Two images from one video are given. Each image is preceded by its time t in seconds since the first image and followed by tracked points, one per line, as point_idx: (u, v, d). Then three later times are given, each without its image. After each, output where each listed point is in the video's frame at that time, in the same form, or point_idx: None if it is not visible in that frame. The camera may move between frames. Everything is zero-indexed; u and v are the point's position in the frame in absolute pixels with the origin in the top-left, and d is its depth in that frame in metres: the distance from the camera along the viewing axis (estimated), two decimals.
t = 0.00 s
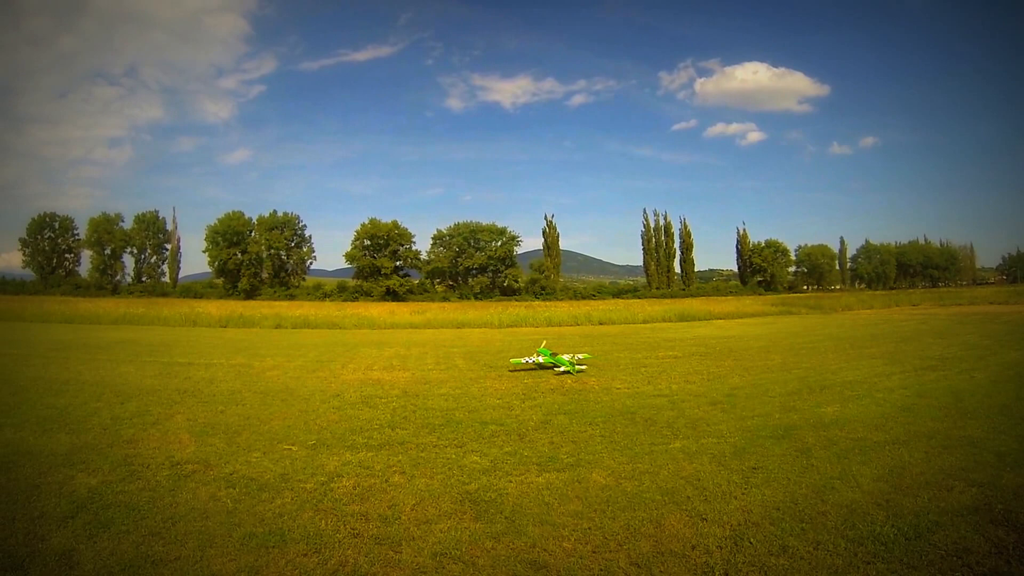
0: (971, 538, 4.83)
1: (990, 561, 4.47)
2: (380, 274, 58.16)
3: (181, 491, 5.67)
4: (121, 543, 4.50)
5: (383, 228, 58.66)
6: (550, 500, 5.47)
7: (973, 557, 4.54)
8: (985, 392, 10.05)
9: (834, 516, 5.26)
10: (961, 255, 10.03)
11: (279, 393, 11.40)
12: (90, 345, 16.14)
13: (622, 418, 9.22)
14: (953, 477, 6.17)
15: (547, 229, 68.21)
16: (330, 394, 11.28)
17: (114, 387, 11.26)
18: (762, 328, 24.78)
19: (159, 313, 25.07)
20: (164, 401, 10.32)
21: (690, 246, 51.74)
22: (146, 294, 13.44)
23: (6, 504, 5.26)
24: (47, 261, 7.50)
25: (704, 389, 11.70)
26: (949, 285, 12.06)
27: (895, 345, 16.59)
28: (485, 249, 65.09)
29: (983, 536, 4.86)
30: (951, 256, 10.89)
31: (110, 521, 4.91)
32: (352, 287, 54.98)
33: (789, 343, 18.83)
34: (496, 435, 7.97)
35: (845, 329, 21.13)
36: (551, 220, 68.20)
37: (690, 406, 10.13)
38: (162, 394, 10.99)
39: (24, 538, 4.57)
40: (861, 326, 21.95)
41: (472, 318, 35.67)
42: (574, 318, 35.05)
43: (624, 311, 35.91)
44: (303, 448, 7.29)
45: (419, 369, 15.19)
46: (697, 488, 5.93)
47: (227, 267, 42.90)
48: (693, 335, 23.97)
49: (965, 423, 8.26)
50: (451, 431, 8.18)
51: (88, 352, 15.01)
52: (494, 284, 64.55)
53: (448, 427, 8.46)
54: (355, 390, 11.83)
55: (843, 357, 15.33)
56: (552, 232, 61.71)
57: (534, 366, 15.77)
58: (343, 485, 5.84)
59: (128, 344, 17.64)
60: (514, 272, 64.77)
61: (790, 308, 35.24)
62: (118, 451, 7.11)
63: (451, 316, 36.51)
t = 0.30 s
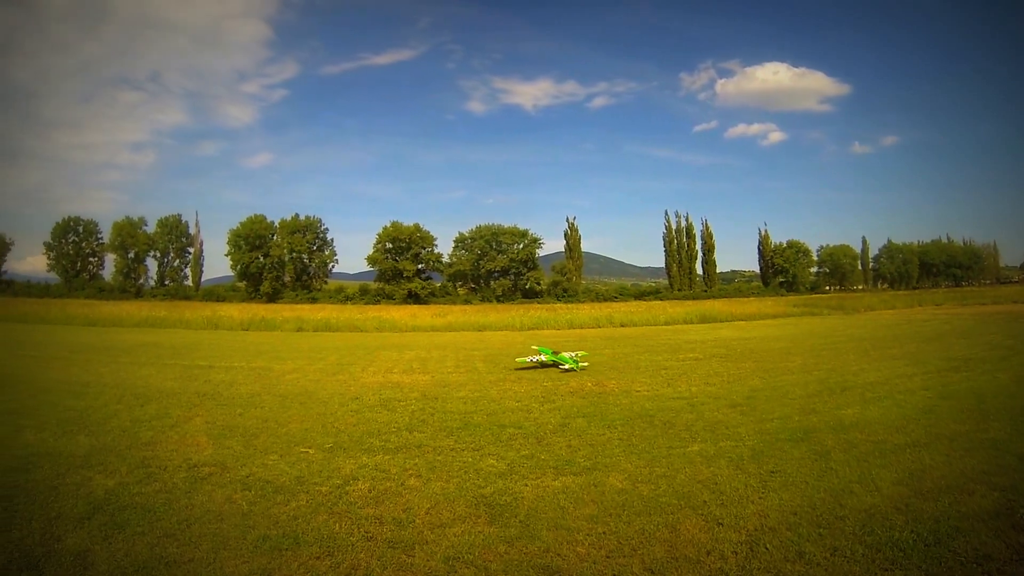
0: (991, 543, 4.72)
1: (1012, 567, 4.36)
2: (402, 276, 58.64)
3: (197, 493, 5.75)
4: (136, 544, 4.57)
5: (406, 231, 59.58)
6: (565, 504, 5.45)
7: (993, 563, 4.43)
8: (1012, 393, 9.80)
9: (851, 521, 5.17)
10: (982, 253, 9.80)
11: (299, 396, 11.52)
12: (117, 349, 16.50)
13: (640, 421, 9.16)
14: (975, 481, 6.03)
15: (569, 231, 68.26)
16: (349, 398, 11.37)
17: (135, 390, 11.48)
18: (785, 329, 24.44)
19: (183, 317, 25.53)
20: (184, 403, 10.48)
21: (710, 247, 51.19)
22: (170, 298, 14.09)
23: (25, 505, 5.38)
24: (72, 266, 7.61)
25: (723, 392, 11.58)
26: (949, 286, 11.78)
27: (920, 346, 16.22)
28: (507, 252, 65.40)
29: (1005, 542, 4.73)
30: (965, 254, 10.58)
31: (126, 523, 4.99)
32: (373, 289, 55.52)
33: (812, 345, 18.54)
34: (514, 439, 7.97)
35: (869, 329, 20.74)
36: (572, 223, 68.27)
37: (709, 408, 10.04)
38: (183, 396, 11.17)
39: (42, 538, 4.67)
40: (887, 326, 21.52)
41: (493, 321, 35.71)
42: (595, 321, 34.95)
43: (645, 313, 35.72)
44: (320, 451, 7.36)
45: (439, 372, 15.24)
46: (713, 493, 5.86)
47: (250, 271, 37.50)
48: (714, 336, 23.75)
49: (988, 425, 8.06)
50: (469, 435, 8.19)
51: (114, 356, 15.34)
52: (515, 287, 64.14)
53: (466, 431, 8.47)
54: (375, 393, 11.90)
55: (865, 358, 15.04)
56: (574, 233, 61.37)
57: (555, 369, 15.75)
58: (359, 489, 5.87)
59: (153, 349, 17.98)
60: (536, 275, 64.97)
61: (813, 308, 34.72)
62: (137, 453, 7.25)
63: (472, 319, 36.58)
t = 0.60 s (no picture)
0: None
1: None
2: (422, 280, 60.10)
3: (217, 495, 5.79)
4: (156, 545, 4.61)
5: (426, 233, 61.29)
6: (586, 508, 5.39)
7: None
8: None
9: (876, 528, 5.03)
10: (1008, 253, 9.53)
11: (320, 398, 11.57)
12: (142, 352, 16.81)
13: (662, 425, 9.04)
14: (1004, 489, 5.83)
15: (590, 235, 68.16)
16: (370, 400, 11.41)
17: (158, 391, 11.66)
18: (809, 331, 24.02)
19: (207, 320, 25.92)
20: (205, 405, 10.60)
21: (732, 250, 50.56)
22: (172, 301, 13.22)
23: (48, 503, 5.47)
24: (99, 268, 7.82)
25: (745, 395, 11.41)
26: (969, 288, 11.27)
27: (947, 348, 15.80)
28: (528, 255, 65.17)
29: None
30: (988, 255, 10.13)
31: (146, 523, 5.04)
32: (394, 293, 55.88)
33: (837, 347, 18.17)
34: (536, 443, 7.91)
35: (895, 331, 20.26)
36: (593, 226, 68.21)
37: (730, 412, 9.91)
38: (204, 398, 11.29)
39: (64, 537, 4.74)
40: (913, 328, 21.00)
41: (513, 324, 35.65)
42: (617, 324, 34.75)
43: (666, 316, 35.44)
44: (341, 454, 7.37)
45: (460, 375, 15.24)
46: (736, 497, 5.75)
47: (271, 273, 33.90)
48: (737, 339, 23.44)
49: (1017, 430, 7.81)
50: (490, 438, 8.16)
51: (140, 359, 15.64)
52: (535, 291, 64.33)
53: (487, 434, 8.44)
54: (395, 396, 11.93)
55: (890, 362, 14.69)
56: (596, 237, 60.76)
57: (576, 373, 15.66)
58: (379, 492, 5.86)
59: (178, 352, 18.28)
60: (557, 278, 64.68)
61: (837, 310, 34.05)
62: (159, 453, 7.34)
63: (493, 322, 36.56)
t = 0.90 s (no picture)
0: None
1: None
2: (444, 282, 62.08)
3: (240, 496, 5.83)
4: (178, 545, 4.65)
5: (448, 236, 62.97)
6: (609, 513, 5.33)
7: None
8: None
9: (902, 535, 4.89)
10: None
11: (342, 401, 11.63)
12: (170, 355, 17.17)
13: (685, 428, 8.94)
14: None
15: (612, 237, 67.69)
16: (393, 403, 11.44)
17: (181, 392, 11.82)
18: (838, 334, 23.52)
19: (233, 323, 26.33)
20: (228, 407, 10.72)
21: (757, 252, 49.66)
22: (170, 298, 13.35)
23: (73, 503, 5.57)
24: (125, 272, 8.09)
25: (768, 399, 11.24)
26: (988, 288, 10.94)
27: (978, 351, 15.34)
28: (549, 257, 64.38)
29: None
30: (1008, 254, 9.77)
31: (168, 524, 5.10)
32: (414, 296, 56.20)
33: (864, 351, 17.77)
34: (558, 446, 7.87)
35: (924, 332, 19.72)
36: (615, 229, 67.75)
37: (753, 415, 9.77)
38: (226, 399, 11.43)
39: (87, 537, 4.81)
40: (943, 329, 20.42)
41: (536, 327, 35.57)
42: (639, 327, 34.57)
43: (689, 319, 35.09)
44: (363, 456, 7.39)
45: (482, 378, 15.24)
46: (760, 502, 5.65)
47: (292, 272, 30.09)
48: (761, 342, 23.11)
49: None
50: (512, 442, 8.14)
51: (167, 361, 15.96)
52: (557, 293, 63.78)
53: (510, 437, 8.41)
54: (418, 399, 11.94)
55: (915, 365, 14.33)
56: (618, 239, 60.27)
57: (599, 375, 15.58)
58: (401, 495, 5.86)
59: (204, 353, 18.63)
60: (579, 280, 64.09)
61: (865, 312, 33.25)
62: (181, 454, 7.43)
63: (515, 325, 36.50)
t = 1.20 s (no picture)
0: None
1: None
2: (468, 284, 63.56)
3: (263, 498, 5.88)
4: (200, 546, 4.69)
5: (471, 239, 64.24)
6: (634, 517, 5.27)
7: None
8: None
9: (930, 542, 4.75)
10: None
11: (365, 403, 11.70)
12: (196, 357, 17.49)
13: (709, 432, 8.82)
14: None
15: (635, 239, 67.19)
16: (416, 405, 11.48)
17: (205, 394, 11.98)
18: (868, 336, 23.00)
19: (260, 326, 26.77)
20: (252, 408, 10.86)
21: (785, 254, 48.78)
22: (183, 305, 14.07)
23: (98, 503, 5.67)
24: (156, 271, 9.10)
25: (792, 402, 11.06)
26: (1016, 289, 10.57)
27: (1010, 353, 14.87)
28: (573, 260, 64.19)
29: None
30: None
31: (191, 525, 5.15)
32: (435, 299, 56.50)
33: (891, 353, 17.40)
34: (582, 449, 7.83)
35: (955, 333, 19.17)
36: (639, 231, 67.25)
37: (777, 419, 9.62)
38: (249, 401, 11.57)
39: (111, 536, 4.88)
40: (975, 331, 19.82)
41: (559, 329, 35.51)
42: (663, 329, 34.35)
43: (712, 320, 34.76)
44: (386, 459, 7.42)
45: (506, 381, 15.23)
46: (786, 508, 5.54)
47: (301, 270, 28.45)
48: (785, 344, 22.77)
49: None
50: (536, 445, 8.11)
51: (193, 363, 16.26)
52: (581, 295, 63.45)
53: (533, 440, 8.38)
54: (441, 402, 11.97)
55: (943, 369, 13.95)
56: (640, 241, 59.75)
57: (622, 378, 15.50)
58: (425, 498, 5.86)
59: (229, 355, 18.94)
60: (602, 283, 63.66)
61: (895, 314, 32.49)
62: (205, 455, 7.53)
63: (538, 328, 36.46)
